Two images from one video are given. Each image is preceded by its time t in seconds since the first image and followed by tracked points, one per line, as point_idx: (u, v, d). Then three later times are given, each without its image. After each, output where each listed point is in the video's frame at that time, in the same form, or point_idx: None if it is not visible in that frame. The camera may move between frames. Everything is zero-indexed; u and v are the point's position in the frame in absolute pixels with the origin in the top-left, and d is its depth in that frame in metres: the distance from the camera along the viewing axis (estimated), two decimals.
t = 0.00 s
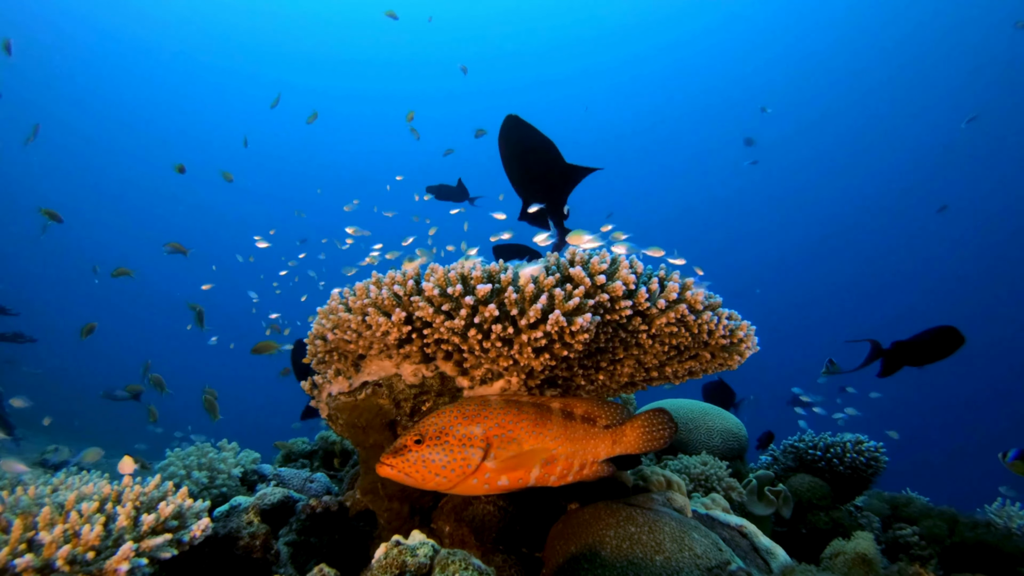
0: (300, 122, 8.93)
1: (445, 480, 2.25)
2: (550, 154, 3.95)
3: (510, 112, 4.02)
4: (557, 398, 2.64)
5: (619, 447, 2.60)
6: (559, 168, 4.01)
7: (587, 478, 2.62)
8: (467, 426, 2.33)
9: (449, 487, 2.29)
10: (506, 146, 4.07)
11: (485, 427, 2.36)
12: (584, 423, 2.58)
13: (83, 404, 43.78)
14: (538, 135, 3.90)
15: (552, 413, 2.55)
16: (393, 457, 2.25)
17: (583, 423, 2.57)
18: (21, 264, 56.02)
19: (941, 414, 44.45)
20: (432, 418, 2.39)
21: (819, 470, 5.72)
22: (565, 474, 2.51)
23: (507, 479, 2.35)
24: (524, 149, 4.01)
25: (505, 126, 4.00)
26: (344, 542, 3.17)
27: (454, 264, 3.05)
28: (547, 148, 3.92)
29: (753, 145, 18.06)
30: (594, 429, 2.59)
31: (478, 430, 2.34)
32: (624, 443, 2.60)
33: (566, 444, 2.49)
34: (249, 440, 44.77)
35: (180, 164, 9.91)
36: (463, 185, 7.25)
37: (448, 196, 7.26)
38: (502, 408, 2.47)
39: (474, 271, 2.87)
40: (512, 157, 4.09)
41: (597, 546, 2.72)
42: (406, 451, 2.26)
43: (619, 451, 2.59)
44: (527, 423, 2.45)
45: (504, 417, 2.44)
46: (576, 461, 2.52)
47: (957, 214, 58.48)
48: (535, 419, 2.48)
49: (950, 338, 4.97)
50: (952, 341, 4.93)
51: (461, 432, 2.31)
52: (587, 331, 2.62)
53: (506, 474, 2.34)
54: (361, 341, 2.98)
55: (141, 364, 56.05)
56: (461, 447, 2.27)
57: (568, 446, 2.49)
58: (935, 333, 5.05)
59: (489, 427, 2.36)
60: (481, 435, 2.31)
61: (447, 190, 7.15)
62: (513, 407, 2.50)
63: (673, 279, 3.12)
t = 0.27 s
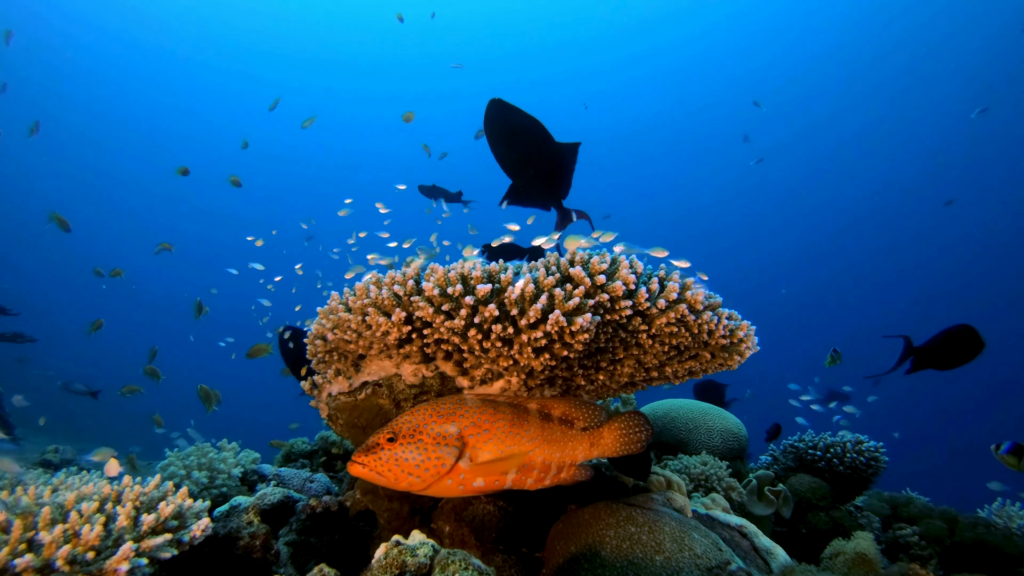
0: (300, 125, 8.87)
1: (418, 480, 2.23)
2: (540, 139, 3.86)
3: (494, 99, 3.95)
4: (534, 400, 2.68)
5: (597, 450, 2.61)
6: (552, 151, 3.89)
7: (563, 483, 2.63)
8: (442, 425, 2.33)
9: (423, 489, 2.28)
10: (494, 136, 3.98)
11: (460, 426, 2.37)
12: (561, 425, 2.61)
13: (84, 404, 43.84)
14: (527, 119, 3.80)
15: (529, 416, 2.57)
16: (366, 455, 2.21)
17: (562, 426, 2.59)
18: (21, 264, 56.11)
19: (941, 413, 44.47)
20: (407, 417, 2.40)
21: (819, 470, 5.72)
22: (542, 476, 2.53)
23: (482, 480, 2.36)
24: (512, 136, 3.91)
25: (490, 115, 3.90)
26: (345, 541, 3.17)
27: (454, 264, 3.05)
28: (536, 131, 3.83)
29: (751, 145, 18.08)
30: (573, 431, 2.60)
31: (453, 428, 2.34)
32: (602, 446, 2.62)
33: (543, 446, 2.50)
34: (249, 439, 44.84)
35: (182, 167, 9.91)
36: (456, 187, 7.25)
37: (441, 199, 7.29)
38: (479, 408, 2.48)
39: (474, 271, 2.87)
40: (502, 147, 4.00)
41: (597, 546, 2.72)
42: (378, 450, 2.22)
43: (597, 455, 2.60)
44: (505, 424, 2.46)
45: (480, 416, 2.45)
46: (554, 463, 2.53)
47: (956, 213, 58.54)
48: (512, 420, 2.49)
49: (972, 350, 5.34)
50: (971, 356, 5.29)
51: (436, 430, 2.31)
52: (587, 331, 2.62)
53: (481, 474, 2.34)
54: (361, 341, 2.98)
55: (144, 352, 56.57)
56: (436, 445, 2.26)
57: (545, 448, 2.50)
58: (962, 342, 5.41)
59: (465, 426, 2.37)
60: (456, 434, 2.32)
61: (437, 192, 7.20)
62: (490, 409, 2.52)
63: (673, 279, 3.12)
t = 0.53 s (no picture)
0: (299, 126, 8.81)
1: (394, 477, 2.29)
2: (523, 120, 3.69)
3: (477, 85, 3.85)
4: (519, 399, 2.74)
5: (579, 450, 2.65)
6: (537, 130, 3.70)
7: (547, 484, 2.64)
8: (421, 422, 2.37)
9: (397, 486, 2.32)
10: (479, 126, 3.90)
11: (440, 423, 2.41)
12: (543, 425, 2.64)
13: (84, 404, 43.88)
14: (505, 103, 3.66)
15: (513, 415, 2.60)
16: (342, 451, 2.27)
17: (545, 427, 2.62)
18: (20, 264, 56.06)
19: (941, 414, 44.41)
20: (386, 413, 2.45)
21: (819, 470, 5.71)
22: (525, 478, 2.55)
23: (462, 480, 2.40)
24: (496, 123, 3.80)
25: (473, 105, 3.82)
26: (345, 541, 3.17)
27: (455, 264, 3.05)
28: (518, 112, 3.67)
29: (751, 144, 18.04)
30: (556, 432, 2.65)
31: (432, 425, 2.39)
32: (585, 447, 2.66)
33: (525, 446, 2.52)
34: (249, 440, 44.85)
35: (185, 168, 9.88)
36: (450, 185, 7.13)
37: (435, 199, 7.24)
38: (459, 405, 2.53)
39: (474, 271, 2.87)
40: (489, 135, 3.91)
41: (597, 546, 2.72)
42: (354, 445, 2.30)
43: (579, 456, 2.64)
44: (486, 423, 2.48)
45: (460, 414, 2.48)
46: (538, 465, 2.55)
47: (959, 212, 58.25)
48: (494, 419, 2.51)
49: (984, 361, 5.31)
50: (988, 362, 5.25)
51: (414, 427, 2.36)
52: (587, 331, 2.62)
53: (459, 473, 2.38)
54: (361, 341, 2.98)
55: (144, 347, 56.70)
56: (414, 442, 2.32)
57: (529, 448, 2.52)
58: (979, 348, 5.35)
59: (445, 423, 2.41)
60: (435, 431, 2.36)
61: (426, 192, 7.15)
62: (473, 407, 2.56)
63: (673, 279, 3.12)
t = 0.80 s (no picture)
0: (298, 127, 8.85)
1: (364, 469, 2.26)
2: (503, 103, 3.56)
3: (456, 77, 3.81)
4: (501, 399, 2.78)
5: (560, 454, 2.74)
6: (519, 111, 3.56)
7: (533, 486, 2.68)
8: (395, 414, 2.38)
9: (368, 481, 2.31)
10: (464, 118, 3.84)
11: (413, 417, 2.41)
12: (524, 425, 2.70)
13: (84, 404, 43.89)
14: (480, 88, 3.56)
15: (493, 414, 2.64)
16: (312, 440, 2.24)
17: (530, 429, 2.69)
18: (20, 265, 56.08)
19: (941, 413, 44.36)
20: (360, 404, 2.46)
21: (819, 470, 5.71)
22: (506, 479, 2.57)
23: (436, 477, 2.39)
24: (477, 112, 3.71)
25: (453, 99, 3.76)
26: (345, 541, 3.17)
27: (454, 264, 3.05)
28: (496, 96, 3.56)
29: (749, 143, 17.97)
30: (541, 435, 2.72)
31: (406, 418, 2.39)
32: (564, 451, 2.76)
33: (504, 445, 2.55)
34: (248, 439, 44.85)
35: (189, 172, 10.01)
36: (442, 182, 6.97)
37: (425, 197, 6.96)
38: (437, 401, 2.53)
39: (474, 271, 2.87)
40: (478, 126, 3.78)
41: (597, 546, 2.72)
42: (325, 433, 2.27)
43: (559, 460, 2.73)
44: (463, 420, 2.50)
45: (436, 409, 2.49)
46: (521, 465, 2.58)
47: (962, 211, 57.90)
48: (472, 417, 2.54)
49: (1010, 367, 5.11)
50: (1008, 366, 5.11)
51: (387, 419, 2.36)
52: (587, 331, 2.62)
53: (433, 468, 2.38)
54: (361, 341, 2.98)
55: (144, 346, 56.64)
56: (386, 434, 2.31)
57: (510, 448, 2.55)
58: (1004, 352, 5.17)
59: (419, 417, 2.41)
60: (409, 424, 2.36)
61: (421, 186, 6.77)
62: (453, 404, 2.57)
63: (673, 278, 3.12)
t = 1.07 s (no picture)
0: (294, 128, 8.88)
1: (339, 458, 2.25)
2: (482, 93, 3.66)
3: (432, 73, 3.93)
4: (484, 397, 2.72)
5: (548, 456, 2.61)
6: (497, 98, 3.66)
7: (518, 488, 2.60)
8: (371, 404, 2.36)
9: (341, 472, 2.29)
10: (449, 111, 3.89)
11: (391, 408, 2.39)
12: (506, 423, 2.62)
13: (84, 404, 43.88)
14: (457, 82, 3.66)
15: (474, 411, 2.58)
16: (285, 427, 2.26)
17: (513, 428, 2.60)
18: (19, 265, 56.01)
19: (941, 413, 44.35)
20: (335, 393, 2.43)
21: (819, 470, 5.71)
22: (487, 480, 2.50)
23: (410, 472, 2.37)
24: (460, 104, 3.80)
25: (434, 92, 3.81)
26: (345, 541, 3.17)
27: (454, 264, 3.05)
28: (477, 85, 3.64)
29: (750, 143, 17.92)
30: (527, 435, 2.62)
31: (383, 410, 2.37)
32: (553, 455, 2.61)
33: (485, 442, 2.49)
34: (249, 439, 44.85)
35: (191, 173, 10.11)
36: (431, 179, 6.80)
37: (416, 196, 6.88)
38: (416, 394, 2.51)
39: (474, 271, 2.87)
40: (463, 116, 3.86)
41: (596, 546, 2.72)
42: (300, 422, 2.27)
43: (546, 464, 2.59)
44: (441, 415, 2.46)
45: (415, 402, 2.46)
46: (501, 463, 2.52)
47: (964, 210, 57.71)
48: (452, 411, 2.50)
49: None
50: None
51: (363, 410, 2.34)
52: (587, 331, 2.62)
53: (409, 461, 2.35)
54: (361, 341, 2.98)
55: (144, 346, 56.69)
56: (361, 424, 2.30)
57: (491, 445, 2.49)
58: None
59: (395, 408, 2.39)
60: (385, 415, 2.34)
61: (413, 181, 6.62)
62: (433, 399, 2.52)
63: (673, 279, 3.12)
